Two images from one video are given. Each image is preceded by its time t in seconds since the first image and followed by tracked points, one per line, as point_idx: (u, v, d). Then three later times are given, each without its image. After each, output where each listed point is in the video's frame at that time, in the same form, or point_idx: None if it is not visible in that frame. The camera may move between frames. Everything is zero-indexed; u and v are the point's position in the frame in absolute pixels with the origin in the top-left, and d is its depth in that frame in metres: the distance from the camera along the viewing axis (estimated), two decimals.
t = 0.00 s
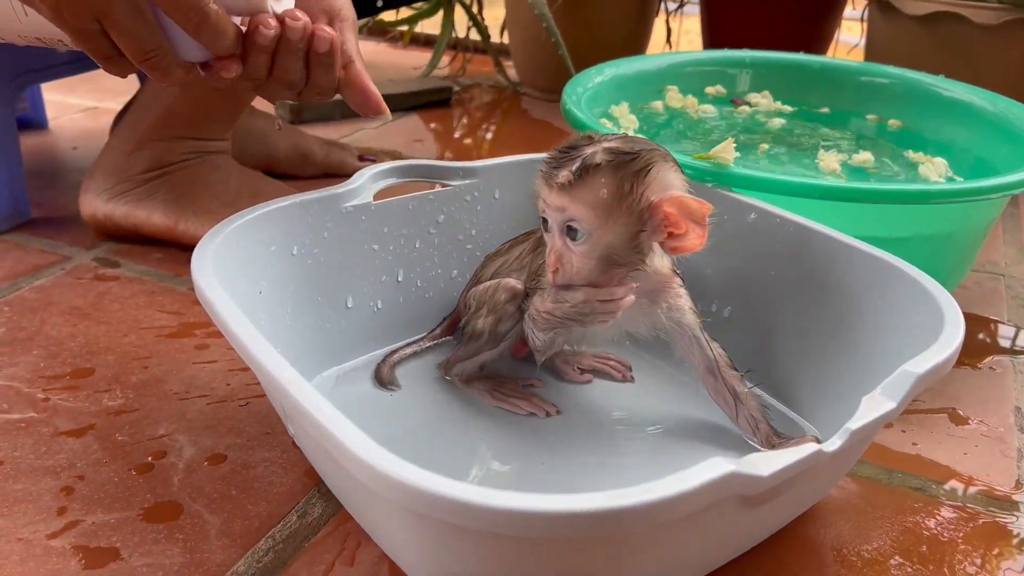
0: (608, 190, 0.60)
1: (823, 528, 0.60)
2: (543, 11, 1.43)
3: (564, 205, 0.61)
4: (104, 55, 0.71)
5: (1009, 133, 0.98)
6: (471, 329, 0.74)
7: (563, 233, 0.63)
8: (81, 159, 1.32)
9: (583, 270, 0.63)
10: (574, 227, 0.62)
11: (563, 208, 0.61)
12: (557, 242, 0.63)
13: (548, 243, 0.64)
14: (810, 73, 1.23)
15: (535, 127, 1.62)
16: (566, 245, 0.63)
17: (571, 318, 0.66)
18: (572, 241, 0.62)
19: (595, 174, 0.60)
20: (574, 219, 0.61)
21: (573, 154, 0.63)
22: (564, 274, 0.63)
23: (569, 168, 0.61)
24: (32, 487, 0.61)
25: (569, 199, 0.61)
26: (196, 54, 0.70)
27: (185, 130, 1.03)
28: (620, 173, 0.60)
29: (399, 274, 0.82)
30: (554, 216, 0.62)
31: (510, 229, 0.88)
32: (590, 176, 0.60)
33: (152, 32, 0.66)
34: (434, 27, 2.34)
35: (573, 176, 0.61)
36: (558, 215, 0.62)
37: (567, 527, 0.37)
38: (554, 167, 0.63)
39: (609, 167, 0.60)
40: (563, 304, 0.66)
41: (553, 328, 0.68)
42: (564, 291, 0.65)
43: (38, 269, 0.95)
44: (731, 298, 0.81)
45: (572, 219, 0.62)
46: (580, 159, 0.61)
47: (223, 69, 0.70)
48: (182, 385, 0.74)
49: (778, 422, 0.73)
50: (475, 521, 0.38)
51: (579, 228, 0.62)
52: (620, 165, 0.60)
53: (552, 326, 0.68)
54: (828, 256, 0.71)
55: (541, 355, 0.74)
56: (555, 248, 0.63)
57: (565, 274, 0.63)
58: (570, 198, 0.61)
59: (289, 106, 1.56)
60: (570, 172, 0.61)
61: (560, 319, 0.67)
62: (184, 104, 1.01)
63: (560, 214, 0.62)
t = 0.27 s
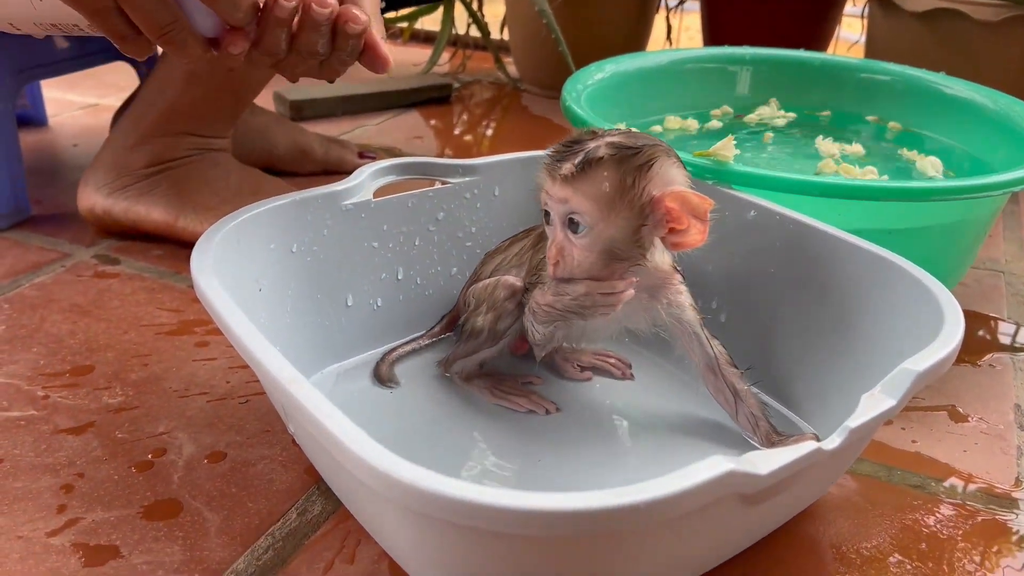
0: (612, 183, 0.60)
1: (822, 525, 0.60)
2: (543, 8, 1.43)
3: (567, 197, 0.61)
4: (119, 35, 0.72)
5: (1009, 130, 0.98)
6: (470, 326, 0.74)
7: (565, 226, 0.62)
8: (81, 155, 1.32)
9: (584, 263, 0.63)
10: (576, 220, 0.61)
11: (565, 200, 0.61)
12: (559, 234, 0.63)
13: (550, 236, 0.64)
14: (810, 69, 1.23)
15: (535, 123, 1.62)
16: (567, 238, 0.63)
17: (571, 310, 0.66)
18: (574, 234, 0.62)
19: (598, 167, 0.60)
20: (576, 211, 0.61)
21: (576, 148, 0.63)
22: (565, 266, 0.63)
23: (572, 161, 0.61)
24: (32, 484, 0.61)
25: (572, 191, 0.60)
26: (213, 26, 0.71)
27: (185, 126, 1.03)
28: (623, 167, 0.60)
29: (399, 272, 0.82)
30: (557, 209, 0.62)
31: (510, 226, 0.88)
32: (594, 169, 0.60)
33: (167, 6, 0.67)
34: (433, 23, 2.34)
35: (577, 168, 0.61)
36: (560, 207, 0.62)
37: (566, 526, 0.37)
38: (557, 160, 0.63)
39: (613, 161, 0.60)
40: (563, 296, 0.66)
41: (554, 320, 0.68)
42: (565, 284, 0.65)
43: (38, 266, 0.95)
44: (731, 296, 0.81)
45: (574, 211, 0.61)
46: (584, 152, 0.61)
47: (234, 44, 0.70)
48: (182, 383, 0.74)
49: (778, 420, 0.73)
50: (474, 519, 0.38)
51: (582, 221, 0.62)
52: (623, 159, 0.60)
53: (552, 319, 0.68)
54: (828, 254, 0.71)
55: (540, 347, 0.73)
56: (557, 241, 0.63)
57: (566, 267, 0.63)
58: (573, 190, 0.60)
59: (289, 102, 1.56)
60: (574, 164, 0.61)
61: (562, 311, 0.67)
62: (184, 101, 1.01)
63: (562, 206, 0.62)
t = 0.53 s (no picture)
0: (609, 182, 0.60)
1: (822, 525, 0.60)
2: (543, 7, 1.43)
3: (565, 197, 0.61)
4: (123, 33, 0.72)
5: (1009, 129, 0.98)
6: (471, 325, 0.74)
7: (564, 226, 0.62)
8: (80, 155, 1.32)
9: (584, 263, 0.63)
10: (575, 220, 0.61)
11: (563, 200, 0.61)
12: (558, 235, 0.63)
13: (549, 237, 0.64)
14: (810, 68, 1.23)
15: (535, 122, 1.61)
16: (566, 238, 0.62)
17: (572, 311, 0.66)
18: (572, 234, 0.62)
19: (595, 167, 0.60)
20: (574, 212, 0.61)
21: (574, 149, 0.63)
22: (564, 266, 0.63)
23: (569, 162, 0.61)
24: (32, 484, 0.61)
25: (569, 192, 0.60)
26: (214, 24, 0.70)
27: (185, 125, 1.02)
28: (620, 166, 0.60)
29: (399, 271, 0.82)
30: (555, 210, 0.62)
31: (510, 226, 0.88)
32: (590, 169, 0.60)
33: (167, 6, 0.67)
34: (433, 22, 2.34)
35: (573, 169, 0.61)
36: (559, 208, 0.62)
37: (565, 526, 0.37)
38: (555, 161, 0.63)
39: (609, 161, 0.60)
40: (564, 297, 0.65)
41: (555, 320, 0.68)
42: (565, 284, 0.65)
43: (38, 266, 0.94)
44: (732, 295, 0.81)
45: (573, 212, 0.61)
46: (581, 153, 0.61)
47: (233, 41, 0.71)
48: (182, 382, 0.74)
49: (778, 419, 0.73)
50: (473, 519, 0.38)
51: (580, 222, 0.62)
52: (621, 159, 0.60)
53: (553, 319, 0.67)
54: (827, 252, 0.71)
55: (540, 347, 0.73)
56: (556, 241, 0.63)
57: (566, 267, 0.63)
58: (570, 191, 0.60)
59: (289, 101, 1.56)
60: (571, 165, 0.61)
61: (564, 311, 0.66)
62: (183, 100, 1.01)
63: (561, 207, 0.62)
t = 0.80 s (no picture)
0: (613, 179, 0.60)
1: (821, 524, 0.60)
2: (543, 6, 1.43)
3: (569, 194, 0.61)
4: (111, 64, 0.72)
5: (1009, 128, 0.98)
6: (471, 325, 0.74)
7: (567, 223, 0.62)
8: (80, 155, 1.32)
9: (587, 260, 0.63)
10: (579, 217, 0.61)
11: (567, 197, 0.61)
12: (561, 232, 0.63)
13: (553, 234, 0.64)
14: (809, 68, 1.23)
15: (535, 122, 1.61)
16: (570, 235, 0.62)
17: (574, 307, 0.66)
18: (576, 231, 0.62)
19: (600, 163, 0.60)
20: (579, 208, 0.61)
21: (578, 146, 0.63)
22: (567, 263, 0.63)
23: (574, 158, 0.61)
24: (32, 484, 0.61)
25: (574, 188, 0.61)
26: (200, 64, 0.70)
27: (184, 126, 1.02)
28: (625, 163, 0.60)
29: (399, 272, 0.82)
30: (559, 206, 0.62)
31: (510, 226, 0.88)
32: (595, 165, 0.60)
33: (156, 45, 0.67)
34: (433, 22, 2.34)
35: (579, 165, 0.61)
36: (563, 205, 0.62)
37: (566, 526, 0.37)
38: (559, 157, 0.64)
39: (614, 157, 0.60)
40: (566, 294, 0.66)
41: (557, 316, 0.68)
42: (568, 281, 0.65)
43: (37, 266, 0.94)
44: (732, 295, 0.82)
45: (577, 208, 0.61)
46: (586, 149, 0.62)
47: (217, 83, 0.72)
48: (182, 382, 0.74)
49: (778, 419, 0.73)
50: (472, 518, 0.38)
51: (584, 219, 0.62)
52: (625, 155, 0.60)
53: (555, 315, 0.68)
54: (827, 252, 0.71)
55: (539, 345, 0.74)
56: (560, 238, 0.63)
57: (568, 263, 0.63)
58: (575, 187, 0.61)
59: (289, 101, 1.56)
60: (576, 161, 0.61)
61: (565, 307, 0.67)
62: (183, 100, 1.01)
63: (565, 204, 0.62)
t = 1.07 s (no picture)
0: (615, 172, 0.61)
1: (821, 525, 0.61)
2: (541, 7, 1.43)
3: (570, 185, 0.61)
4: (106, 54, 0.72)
5: (1007, 130, 0.99)
6: (472, 326, 0.74)
7: (566, 215, 0.63)
8: (78, 156, 1.32)
9: (585, 252, 0.63)
10: (579, 208, 0.62)
11: (568, 189, 0.62)
12: (560, 222, 0.63)
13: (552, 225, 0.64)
14: (808, 69, 1.23)
15: (534, 123, 1.62)
16: (569, 226, 0.63)
17: (571, 300, 0.66)
18: (575, 222, 0.62)
19: (602, 155, 0.61)
20: (579, 199, 0.61)
21: (581, 139, 0.63)
22: (565, 254, 0.63)
23: (577, 151, 0.62)
24: (32, 485, 0.61)
25: (575, 180, 0.61)
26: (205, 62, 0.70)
27: (183, 126, 1.03)
28: (627, 157, 0.61)
29: (398, 273, 0.82)
30: (559, 197, 0.63)
31: (510, 227, 0.88)
32: (598, 157, 0.61)
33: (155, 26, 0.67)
34: (431, 23, 2.34)
35: (581, 156, 0.61)
36: (563, 195, 0.62)
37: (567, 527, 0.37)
38: (562, 150, 0.64)
39: (617, 151, 0.61)
40: (564, 286, 0.65)
41: (555, 309, 0.67)
42: (566, 273, 0.65)
43: (37, 267, 0.94)
44: (732, 296, 0.82)
45: (576, 200, 0.62)
46: (590, 143, 0.62)
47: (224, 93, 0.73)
48: (182, 383, 0.74)
49: (777, 420, 0.73)
50: (472, 519, 0.38)
51: (583, 210, 0.62)
52: (627, 149, 0.61)
53: (553, 308, 0.67)
54: (827, 253, 0.71)
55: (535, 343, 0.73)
56: (559, 229, 0.63)
57: (566, 254, 0.63)
58: (576, 178, 0.61)
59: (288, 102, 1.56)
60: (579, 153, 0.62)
61: (562, 299, 0.66)
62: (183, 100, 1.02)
63: (565, 195, 0.62)
